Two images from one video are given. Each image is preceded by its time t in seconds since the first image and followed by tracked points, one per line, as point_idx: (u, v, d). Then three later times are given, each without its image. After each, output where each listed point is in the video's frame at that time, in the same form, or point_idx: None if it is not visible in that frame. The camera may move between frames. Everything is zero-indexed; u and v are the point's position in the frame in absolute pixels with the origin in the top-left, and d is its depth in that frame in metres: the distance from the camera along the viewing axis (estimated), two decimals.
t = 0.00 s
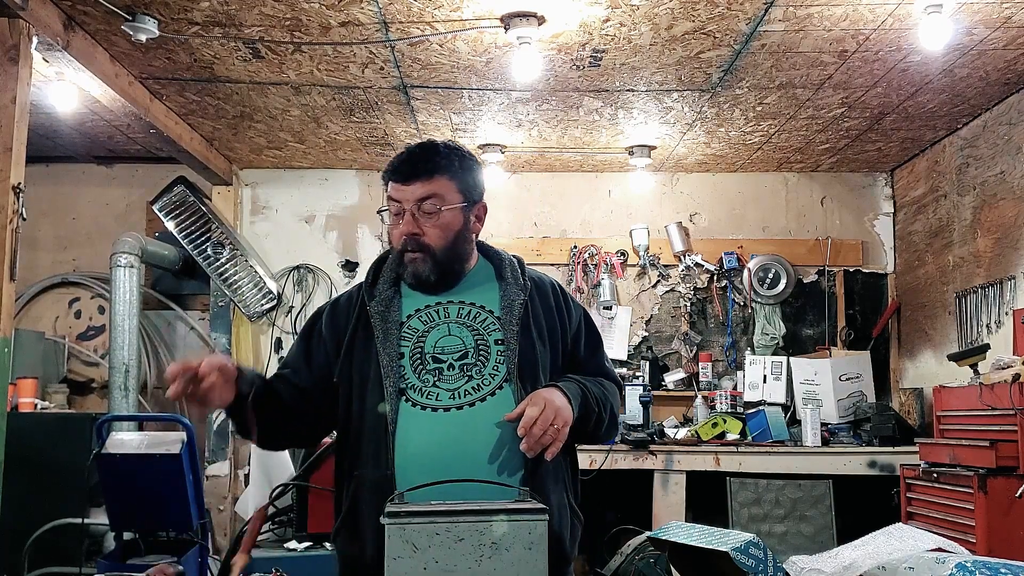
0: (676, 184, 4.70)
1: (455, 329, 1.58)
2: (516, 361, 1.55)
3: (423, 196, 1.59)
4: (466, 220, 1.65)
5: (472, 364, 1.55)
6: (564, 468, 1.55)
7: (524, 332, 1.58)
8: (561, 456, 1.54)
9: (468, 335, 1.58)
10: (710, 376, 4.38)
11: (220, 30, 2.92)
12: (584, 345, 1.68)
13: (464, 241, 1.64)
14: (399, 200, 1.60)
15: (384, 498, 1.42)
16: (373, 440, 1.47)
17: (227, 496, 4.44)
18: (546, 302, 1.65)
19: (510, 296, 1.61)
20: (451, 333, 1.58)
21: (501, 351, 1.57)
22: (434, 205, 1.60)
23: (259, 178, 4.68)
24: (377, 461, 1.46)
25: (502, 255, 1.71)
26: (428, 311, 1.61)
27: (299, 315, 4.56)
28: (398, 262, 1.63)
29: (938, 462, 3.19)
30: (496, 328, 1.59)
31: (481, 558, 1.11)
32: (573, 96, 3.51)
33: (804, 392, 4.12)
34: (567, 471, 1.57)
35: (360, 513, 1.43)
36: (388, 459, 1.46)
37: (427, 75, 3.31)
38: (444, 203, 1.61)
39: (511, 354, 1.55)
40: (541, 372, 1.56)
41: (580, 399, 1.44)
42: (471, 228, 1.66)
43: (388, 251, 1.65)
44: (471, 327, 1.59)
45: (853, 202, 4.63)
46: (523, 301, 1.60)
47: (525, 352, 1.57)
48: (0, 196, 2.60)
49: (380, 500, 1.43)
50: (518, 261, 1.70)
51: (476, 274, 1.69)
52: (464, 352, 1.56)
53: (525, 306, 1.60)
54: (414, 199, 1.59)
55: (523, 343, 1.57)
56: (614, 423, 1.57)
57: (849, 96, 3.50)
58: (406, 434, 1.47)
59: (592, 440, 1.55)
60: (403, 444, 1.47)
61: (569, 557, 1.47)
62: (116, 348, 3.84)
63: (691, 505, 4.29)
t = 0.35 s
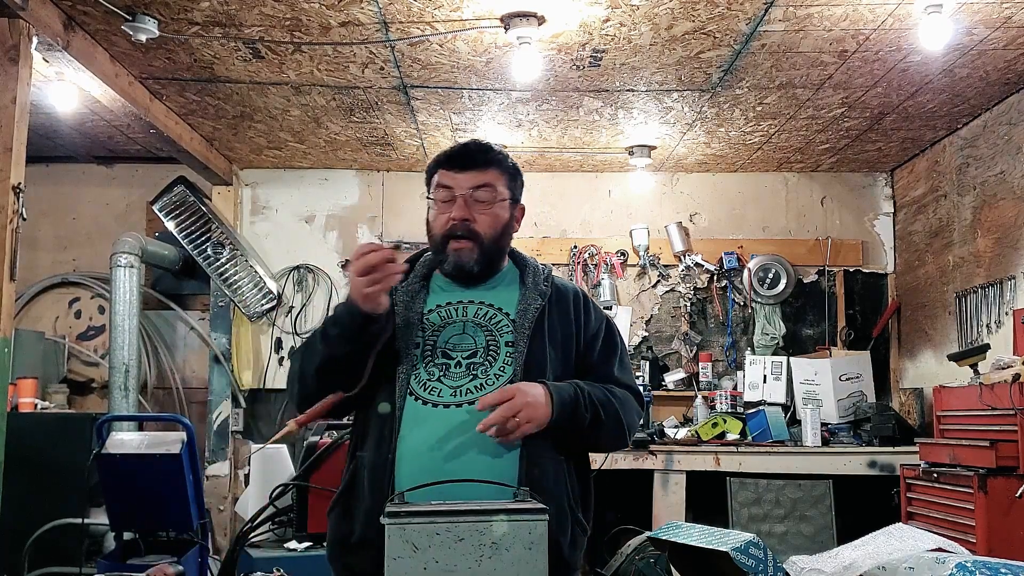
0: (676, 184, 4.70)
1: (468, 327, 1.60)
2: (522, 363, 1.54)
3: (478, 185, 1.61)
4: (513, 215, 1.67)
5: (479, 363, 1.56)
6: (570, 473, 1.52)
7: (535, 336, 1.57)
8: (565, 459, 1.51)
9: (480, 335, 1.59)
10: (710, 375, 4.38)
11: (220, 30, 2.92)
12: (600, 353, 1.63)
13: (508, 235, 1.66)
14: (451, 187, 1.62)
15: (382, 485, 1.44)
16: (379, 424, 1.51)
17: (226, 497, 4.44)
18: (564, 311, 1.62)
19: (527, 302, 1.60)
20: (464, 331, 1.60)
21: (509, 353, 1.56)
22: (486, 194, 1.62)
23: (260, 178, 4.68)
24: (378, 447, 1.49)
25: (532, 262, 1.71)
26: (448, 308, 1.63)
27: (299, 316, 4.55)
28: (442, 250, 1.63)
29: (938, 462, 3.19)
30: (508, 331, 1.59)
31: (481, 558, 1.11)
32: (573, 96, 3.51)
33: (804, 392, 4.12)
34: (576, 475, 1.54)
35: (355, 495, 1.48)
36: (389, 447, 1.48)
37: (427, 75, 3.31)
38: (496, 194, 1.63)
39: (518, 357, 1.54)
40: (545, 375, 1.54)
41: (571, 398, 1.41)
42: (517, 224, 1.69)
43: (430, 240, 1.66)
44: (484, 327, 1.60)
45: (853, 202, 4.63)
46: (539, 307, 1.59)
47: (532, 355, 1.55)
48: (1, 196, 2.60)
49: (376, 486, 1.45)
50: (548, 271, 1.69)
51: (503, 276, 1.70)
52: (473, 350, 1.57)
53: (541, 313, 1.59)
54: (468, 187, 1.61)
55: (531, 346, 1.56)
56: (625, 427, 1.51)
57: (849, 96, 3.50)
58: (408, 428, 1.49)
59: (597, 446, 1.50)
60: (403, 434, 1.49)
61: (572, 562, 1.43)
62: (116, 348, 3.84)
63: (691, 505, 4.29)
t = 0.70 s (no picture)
0: (676, 184, 4.70)
1: (482, 326, 1.61)
2: (531, 363, 1.54)
3: (509, 182, 1.65)
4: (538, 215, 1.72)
5: (491, 361, 1.56)
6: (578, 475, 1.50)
7: (548, 335, 1.57)
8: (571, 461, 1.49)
9: (494, 333, 1.60)
10: (711, 375, 4.38)
11: (221, 30, 2.92)
12: (616, 347, 1.58)
13: (534, 232, 1.71)
14: (482, 185, 1.65)
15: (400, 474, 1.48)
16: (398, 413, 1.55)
17: (227, 497, 4.44)
18: (577, 312, 1.61)
19: (541, 303, 1.61)
20: (477, 329, 1.60)
21: (521, 353, 1.57)
22: (518, 193, 1.66)
23: (260, 177, 4.68)
24: (397, 436, 1.52)
25: (548, 266, 1.72)
26: (463, 305, 1.65)
27: (299, 316, 4.56)
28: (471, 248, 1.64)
29: (937, 462, 3.19)
30: (522, 330, 1.60)
31: (481, 558, 1.11)
32: (573, 96, 3.51)
33: (804, 392, 4.12)
34: (585, 473, 1.52)
35: (376, 485, 1.50)
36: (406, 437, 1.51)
37: (427, 75, 3.31)
38: (526, 193, 1.66)
39: (529, 356, 1.55)
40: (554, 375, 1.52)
41: (558, 401, 1.40)
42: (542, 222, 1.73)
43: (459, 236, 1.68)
44: (498, 326, 1.61)
45: (853, 202, 4.63)
46: (551, 309, 1.59)
47: (544, 355, 1.55)
48: (1, 196, 2.60)
49: (394, 477, 1.48)
50: (564, 275, 1.69)
51: (522, 276, 1.71)
52: (486, 348, 1.58)
53: (554, 314, 1.59)
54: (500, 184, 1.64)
55: (543, 346, 1.56)
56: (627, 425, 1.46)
57: (849, 96, 3.50)
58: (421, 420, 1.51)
59: (597, 445, 1.46)
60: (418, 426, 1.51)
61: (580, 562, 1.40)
62: (116, 349, 3.84)
63: (691, 505, 4.29)
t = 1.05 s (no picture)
0: (676, 184, 4.70)
1: (491, 327, 1.69)
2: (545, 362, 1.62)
3: (510, 190, 1.71)
4: (540, 218, 1.78)
5: (501, 363, 1.64)
6: (587, 476, 1.57)
7: (557, 336, 1.66)
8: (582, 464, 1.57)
9: (502, 335, 1.68)
10: (711, 376, 4.38)
11: (221, 30, 2.93)
12: (625, 362, 1.70)
13: (538, 237, 1.76)
14: (485, 193, 1.72)
15: (407, 479, 1.54)
16: (402, 418, 1.61)
17: (226, 497, 4.45)
18: (586, 314, 1.71)
19: (550, 304, 1.69)
20: (486, 331, 1.68)
21: (531, 354, 1.65)
22: (520, 200, 1.72)
23: (260, 177, 4.68)
24: (402, 441, 1.58)
25: (553, 267, 1.80)
26: (469, 307, 1.73)
27: (299, 316, 4.56)
28: (476, 256, 1.72)
29: (938, 462, 3.19)
30: (531, 332, 1.68)
31: (481, 558, 1.11)
32: (573, 96, 3.51)
33: (804, 392, 4.12)
34: (593, 475, 1.60)
35: (382, 492, 1.55)
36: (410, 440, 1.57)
37: (427, 75, 3.31)
38: (527, 199, 1.72)
39: (540, 357, 1.63)
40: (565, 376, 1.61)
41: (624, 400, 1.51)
42: (544, 224, 1.79)
43: (464, 244, 1.74)
44: (506, 327, 1.69)
45: (854, 202, 4.63)
46: (562, 310, 1.68)
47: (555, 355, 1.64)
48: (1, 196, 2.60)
49: (402, 481, 1.54)
50: (570, 276, 1.78)
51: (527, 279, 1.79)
52: (496, 349, 1.66)
53: (563, 316, 1.67)
54: (501, 192, 1.71)
55: (554, 346, 1.64)
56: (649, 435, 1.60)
57: (849, 96, 3.51)
58: (430, 422, 1.58)
59: (627, 441, 1.59)
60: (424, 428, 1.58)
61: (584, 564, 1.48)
62: (116, 348, 3.84)
63: (691, 506, 4.29)
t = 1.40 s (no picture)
0: (676, 184, 4.69)
1: (489, 329, 1.69)
2: (545, 364, 1.63)
3: (504, 190, 1.70)
4: (535, 216, 1.77)
5: (501, 364, 1.65)
6: (589, 475, 1.59)
7: (557, 337, 1.66)
8: (584, 463, 1.59)
9: (502, 337, 1.67)
10: (711, 375, 4.38)
11: (221, 31, 2.93)
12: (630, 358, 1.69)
13: (533, 236, 1.76)
14: (479, 194, 1.70)
15: (409, 483, 1.55)
16: (403, 421, 1.61)
17: (227, 497, 4.45)
18: (585, 313, 1.72)
19: (549, 304, 1.69)
20: (485, 332, 1.68)
21: (531, 355, 1.65)
22: (513, 200, 1.71)
23: (260, 177, 4.68)
24: (403, 445, 1.58)
25: (548, 267, 1.80)
26: (466, 309, 1.72)
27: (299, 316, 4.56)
28: (470, 258, 1.72)
29: (938, 462, 3.19)
30: (531, 333, 1.68)
31: (481, 558, 1.11)
32: (573, 96, 3.51)
33: (805, 392, 4.12)
34: (595, 475, 1.62)
35: (384, 495, 1.55)
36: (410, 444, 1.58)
37: (427, 75, 3.31)
38: (521, 198, 1.71)
39: (540, 357, 1.64)
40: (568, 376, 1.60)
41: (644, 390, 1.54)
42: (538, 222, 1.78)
43: (458, 246, 1.73)
44: (505, 329, 1.69)
45: (854, 202, 4.63)
46: (561, 309, 1.68)
47: (556, 355, 1.64)
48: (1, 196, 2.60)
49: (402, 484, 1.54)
50: (566, 275, 1.79)
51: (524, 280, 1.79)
52: (495, 351, 1.66)
53: (562, 316, 1.68)
54: (495, 193, 1.70)
55: (554, 347, 1.64)
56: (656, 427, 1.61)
57: (849, 96, 3.51)
58: (432, 423, 1.59)
59: (635, 436, 1.60)
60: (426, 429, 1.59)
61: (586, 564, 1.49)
62: (116, 348, 3.84)
63: (691, 506, 4.29)
